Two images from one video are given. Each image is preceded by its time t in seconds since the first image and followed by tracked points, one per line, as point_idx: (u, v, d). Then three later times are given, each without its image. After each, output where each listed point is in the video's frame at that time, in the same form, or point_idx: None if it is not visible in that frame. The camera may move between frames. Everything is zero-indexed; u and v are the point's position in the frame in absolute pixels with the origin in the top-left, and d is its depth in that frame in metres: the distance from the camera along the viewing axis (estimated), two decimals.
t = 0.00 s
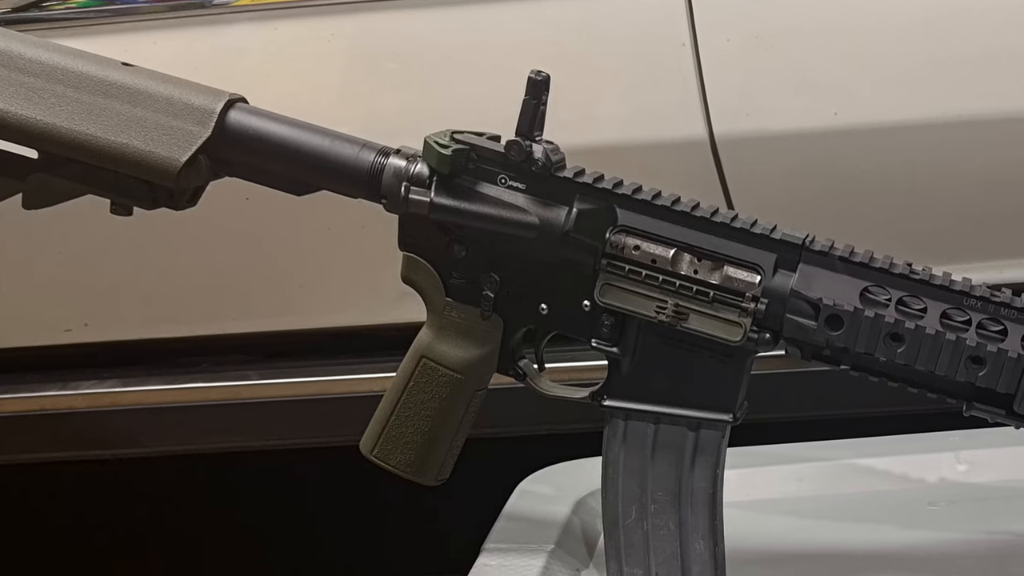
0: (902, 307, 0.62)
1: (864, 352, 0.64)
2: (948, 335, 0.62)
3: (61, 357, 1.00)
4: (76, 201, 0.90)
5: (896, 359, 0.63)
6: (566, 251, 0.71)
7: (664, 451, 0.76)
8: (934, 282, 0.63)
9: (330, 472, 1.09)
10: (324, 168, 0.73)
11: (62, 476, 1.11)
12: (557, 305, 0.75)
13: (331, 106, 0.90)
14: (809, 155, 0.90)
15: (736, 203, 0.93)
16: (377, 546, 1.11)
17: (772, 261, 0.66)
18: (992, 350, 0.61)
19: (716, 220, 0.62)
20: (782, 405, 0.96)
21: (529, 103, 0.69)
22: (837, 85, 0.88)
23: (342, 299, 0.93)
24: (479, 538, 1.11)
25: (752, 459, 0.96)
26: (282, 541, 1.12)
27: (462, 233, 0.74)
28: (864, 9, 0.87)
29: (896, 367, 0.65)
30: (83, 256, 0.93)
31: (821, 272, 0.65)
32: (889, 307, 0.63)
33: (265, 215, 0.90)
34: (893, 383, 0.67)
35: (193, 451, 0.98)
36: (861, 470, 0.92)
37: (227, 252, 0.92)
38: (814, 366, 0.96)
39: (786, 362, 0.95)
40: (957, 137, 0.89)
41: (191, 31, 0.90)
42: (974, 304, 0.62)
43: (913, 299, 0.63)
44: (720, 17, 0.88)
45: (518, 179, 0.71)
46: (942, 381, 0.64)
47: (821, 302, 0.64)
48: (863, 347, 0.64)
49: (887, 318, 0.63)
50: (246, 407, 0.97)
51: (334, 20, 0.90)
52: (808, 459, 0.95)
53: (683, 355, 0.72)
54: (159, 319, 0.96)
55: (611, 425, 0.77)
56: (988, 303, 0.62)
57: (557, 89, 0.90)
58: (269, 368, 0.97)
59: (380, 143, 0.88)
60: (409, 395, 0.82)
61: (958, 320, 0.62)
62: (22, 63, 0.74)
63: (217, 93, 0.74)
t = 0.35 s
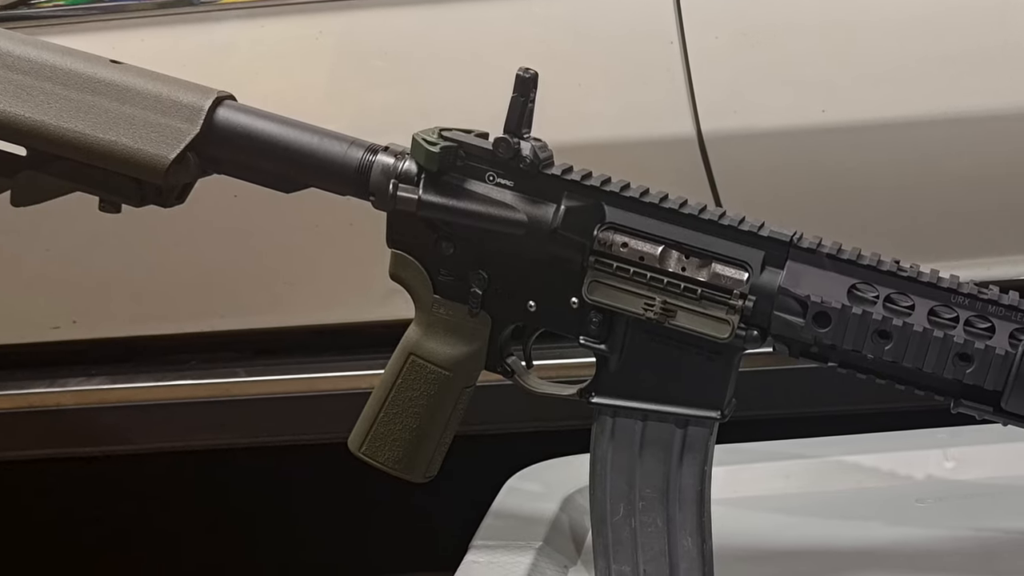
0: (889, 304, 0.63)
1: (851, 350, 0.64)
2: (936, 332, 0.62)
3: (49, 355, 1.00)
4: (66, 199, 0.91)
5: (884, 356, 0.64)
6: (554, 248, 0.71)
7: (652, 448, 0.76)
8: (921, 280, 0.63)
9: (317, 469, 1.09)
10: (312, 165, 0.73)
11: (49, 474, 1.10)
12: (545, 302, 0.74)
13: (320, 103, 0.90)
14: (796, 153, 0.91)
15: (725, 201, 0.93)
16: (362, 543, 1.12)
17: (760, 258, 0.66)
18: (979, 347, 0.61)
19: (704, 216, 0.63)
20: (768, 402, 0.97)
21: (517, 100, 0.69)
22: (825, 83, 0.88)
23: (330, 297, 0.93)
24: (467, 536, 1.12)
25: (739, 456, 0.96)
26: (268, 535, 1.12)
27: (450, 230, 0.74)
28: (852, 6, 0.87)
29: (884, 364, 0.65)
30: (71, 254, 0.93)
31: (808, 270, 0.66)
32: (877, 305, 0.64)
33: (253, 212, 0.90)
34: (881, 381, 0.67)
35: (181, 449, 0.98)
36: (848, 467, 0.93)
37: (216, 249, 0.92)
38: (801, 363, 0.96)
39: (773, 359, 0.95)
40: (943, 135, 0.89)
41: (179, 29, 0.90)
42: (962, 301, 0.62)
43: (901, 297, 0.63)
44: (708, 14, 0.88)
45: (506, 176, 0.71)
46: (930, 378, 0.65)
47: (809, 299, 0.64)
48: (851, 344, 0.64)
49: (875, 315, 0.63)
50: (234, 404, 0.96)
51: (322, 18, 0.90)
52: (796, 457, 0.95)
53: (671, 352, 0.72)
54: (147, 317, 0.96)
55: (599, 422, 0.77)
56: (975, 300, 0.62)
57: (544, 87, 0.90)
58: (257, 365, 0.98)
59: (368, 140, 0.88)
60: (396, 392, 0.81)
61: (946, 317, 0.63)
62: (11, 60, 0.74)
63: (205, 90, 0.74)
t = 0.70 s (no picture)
0: (877, 301, 0.63)
1: (839, 347, 0.64)
2: (923, 329, 0.62)
3: (39, 352, 1.00)
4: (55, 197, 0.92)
5: (871, 353, 0.64)
6: (542, 246, 0.71)
7: (640, 445, 0.76)
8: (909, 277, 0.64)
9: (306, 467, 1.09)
10: (300, 163, 0.73)
11: (34, 471, 1.09)
12: (533, 300, 0.74)
13: (309, 101, 0.90)
14: (784, 151, 0.91)
15: (712, 198, 0.93)
16: (350, 536, 1.14)
17: (748, 255, 0.66)
18: (967, 344, 0.62)
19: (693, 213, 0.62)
20: (754, 399, 0.97)
21: (505, 98, 0.69)
22: (813, 81, 0.88)
23: (318, 293, 0.94)
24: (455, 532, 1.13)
25: (727, 452, 0.96)
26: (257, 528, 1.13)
27: (438, 227, 0.74)
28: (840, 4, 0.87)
29: (872, 362, 0.65)
30: (59, 251, 0.94)
31: (796, 267, 0.66)
32: (865, 302, 0.64)
33: (242, 210, 0.91)
34: (868, 378, 0.67)
35: (166, 445, 0.98)
36: (836, 464, 0.93)
37: (205, 247, 0.93)
38: (789, 360, 0.96)
39: (761, 356, 0.95)
40: (932, 132, 0.89)
41: (168, 26, 0.90)
42: (949, 298, 0.63)
43: (889, 294, 0.63)
44: (695, 12, 0.88)
45: (494, 174, 0.71)
46: (918, 376, 0.65)
47: (797, 297, 0.64)
48: (838, 341, 0.65)
49: (863, 312, 0.63)
50: (220, 401, 0.97)
51: (310, 15, 0.90)
52: (784, 454, 0.95)
53: (659, 349, 0.72)
54: (135, 314, 0.97)
55: (587, 419, 0.77)
56: (962, 297, 0.62)
57: (532, 84, 0.90)
58: (245, 362, 0.98)
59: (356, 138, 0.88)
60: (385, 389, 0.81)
61: (934, 314, 0.63)
62: None
63: (194, 88, 0.74)
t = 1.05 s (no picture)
0: (864, 298, 0.63)
1: (827, 344, 0.65)
2: (911, 327, 0.62)
3: (28, 348, 1.01)
4: (44, 195, 0.91)
5: (858, 351, 0.64)
6: (530, 243, 0.71)
7: (628, 442, 0.76)
8: (897, 274, 0.64)
9: (294, 464, 1.09)
10: (288, 160, 0.73)
11: (23, 467, 1.09)
12: (522, 297, 0.74)
13: (296, 98, 0.91)
14: (772, 148, 0.91)
15: (700, 195, 0.93)
16: (339, 533, 1.14)
17: (735, 252, 0.66)
18: (954, 341, 0.62)
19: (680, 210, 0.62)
20: (742, 396, 0.98)
21: (493, 95, 0.69)
22: (802, 78, 0.88)
23: (306, 290, 0.95)
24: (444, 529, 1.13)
25: (715, 449, 0.97)
26: (248, 524, 1.14)
27: (426, 224, 0.74)
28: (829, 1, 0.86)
29: (860, 359, 0.65)
30: (47, 248, 0.94)
31: (784, 264, 0.66)
32: (852, 299, 0.64)
33: (230, 208, 0.91)
34: (856, 375, 0.67)
35: (154, 442, 0.99)
36: (824, 461, 0.93)
37: (193, 245, 0.93)
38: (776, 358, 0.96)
39: (749, 353, 0.96)
40: (920, 130, 0.90)
41: (156, 24, 0.90)
42: (937, 295, 0.63)
43: (876, 291, 0.63)
44: (684, 9, 0.87)
45: (482, 171, 0.71)
46: (906, 372, 0.65)
47: (784, 294, 0.64)
48: (826, 338, 0.65)
49: (850, 309, 0.63)
50: (209, 398, 0.97)
51: (298, 12, 0.90)
52: (771, 451, 0.96)
53: (647, 346, 0.72)
54: (123, 312, 0.98)
55: (576, 416, 0.77)
56: (950, 295, 0.63)
57: (521, 81, 0.90)
58: (234, 359, 0.99)
59: (343, 134, 0.89)
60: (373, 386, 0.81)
61: (921, 311, 0.63)
62: None
63: (182, 86, 0.74)
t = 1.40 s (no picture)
0: (852, 296, 0.63)
1: (815, 341, 0.65)
2: (899, 324, 0.62)
3: (18, 345, 1.01)
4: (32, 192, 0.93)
5: (846, 348, 0.64)
6: (518, 240, 0.71)
7: (616, 439, 0.76)
8: (884, 271, 0.64)
9: (283, 462, 1.09)
10: (277, 157, 0.73)
11: (11, 465, 1.10)
12: (509, 294, 0.74)
13: (285, 96, 0.90)
14: (760, 145, 0.91)
15: (688, 193, 0.93)
16: (329, 530, 1.15)
17: (723, 249, 0.66)
18: (942, 339, 0.62)
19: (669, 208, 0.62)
20: (729, 392, 0.98)
21: (482, 92, 0.69)
22: (790, 75, 0.88)
23: (294, 287, 0.95)
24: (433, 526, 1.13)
25: (703, 447, 0.97)
26: (236, 520, 1.14)
27: (414, 221, 0.74)
28: None
29: (848, 356, 0.65)
30: (35, 245, 0.95)
31: (772, 261, 0.66)
32: (840, 296, 0.64)
33: (218, 205, 0.92)
34: (844, 373, 0.67)
35: (145, 439, 0.99)
36: (812, 458, 0.93)
37: (182, 242, 0.94)
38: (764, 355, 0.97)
39: (737, 351, 0.96)
40: (908, 127, 0.90)
41: (146, 22, 0.91)
42: (925, 293, 0.63)
43: (864, 288, 0.63)
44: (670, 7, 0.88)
45: (470, 168, 0.71)
46: (893, 370, 0.65)
47: (772, 291, 0.64)
48: (814, 335, 0.65)
49: (838, 307, 0.63)
50: (199, 395, 0.97)
51: (287, 10, 0.90)
52: (758, 448, 0.96)
53: (635, 344, 0.72)
54: (111, 309, 0.99)
55: (564, 413, 0.77)
56: (937, 292, 0.63)
57: (509, 79, 0.90)
58: (222, 357, 0.99)
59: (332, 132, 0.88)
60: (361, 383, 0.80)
61: (909, 309, 0.63)
62: None
63: (171, 83, 0.74)
